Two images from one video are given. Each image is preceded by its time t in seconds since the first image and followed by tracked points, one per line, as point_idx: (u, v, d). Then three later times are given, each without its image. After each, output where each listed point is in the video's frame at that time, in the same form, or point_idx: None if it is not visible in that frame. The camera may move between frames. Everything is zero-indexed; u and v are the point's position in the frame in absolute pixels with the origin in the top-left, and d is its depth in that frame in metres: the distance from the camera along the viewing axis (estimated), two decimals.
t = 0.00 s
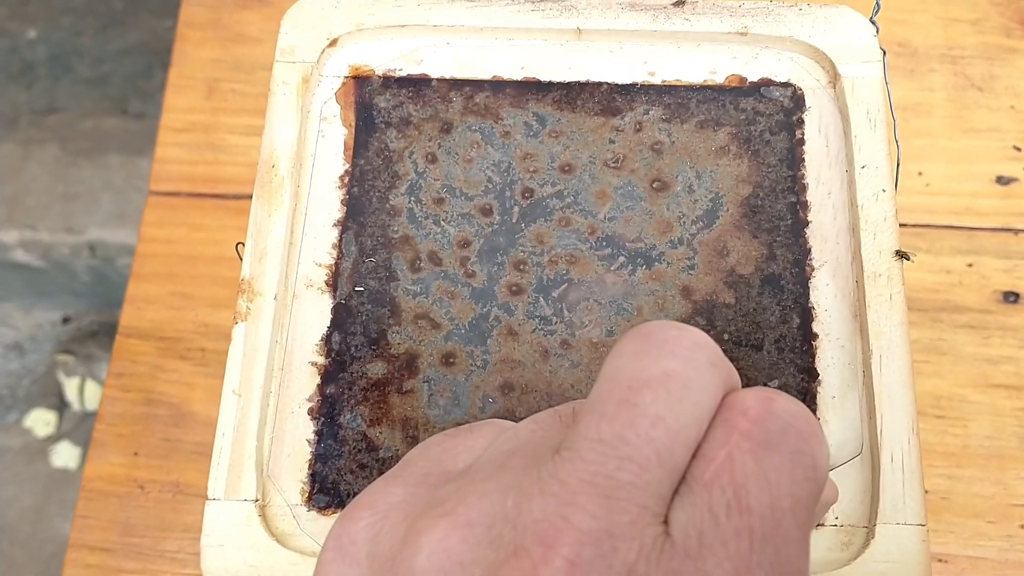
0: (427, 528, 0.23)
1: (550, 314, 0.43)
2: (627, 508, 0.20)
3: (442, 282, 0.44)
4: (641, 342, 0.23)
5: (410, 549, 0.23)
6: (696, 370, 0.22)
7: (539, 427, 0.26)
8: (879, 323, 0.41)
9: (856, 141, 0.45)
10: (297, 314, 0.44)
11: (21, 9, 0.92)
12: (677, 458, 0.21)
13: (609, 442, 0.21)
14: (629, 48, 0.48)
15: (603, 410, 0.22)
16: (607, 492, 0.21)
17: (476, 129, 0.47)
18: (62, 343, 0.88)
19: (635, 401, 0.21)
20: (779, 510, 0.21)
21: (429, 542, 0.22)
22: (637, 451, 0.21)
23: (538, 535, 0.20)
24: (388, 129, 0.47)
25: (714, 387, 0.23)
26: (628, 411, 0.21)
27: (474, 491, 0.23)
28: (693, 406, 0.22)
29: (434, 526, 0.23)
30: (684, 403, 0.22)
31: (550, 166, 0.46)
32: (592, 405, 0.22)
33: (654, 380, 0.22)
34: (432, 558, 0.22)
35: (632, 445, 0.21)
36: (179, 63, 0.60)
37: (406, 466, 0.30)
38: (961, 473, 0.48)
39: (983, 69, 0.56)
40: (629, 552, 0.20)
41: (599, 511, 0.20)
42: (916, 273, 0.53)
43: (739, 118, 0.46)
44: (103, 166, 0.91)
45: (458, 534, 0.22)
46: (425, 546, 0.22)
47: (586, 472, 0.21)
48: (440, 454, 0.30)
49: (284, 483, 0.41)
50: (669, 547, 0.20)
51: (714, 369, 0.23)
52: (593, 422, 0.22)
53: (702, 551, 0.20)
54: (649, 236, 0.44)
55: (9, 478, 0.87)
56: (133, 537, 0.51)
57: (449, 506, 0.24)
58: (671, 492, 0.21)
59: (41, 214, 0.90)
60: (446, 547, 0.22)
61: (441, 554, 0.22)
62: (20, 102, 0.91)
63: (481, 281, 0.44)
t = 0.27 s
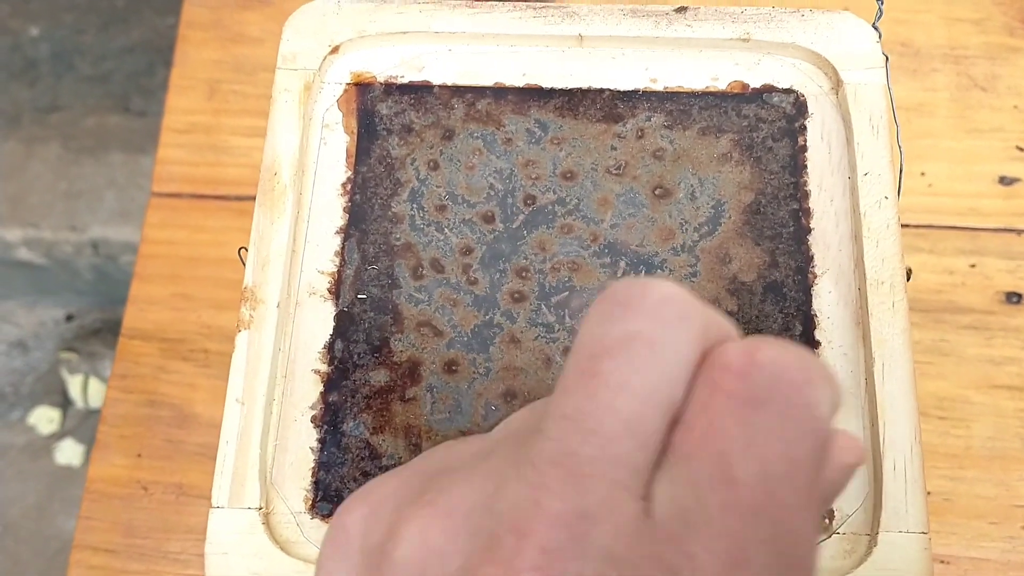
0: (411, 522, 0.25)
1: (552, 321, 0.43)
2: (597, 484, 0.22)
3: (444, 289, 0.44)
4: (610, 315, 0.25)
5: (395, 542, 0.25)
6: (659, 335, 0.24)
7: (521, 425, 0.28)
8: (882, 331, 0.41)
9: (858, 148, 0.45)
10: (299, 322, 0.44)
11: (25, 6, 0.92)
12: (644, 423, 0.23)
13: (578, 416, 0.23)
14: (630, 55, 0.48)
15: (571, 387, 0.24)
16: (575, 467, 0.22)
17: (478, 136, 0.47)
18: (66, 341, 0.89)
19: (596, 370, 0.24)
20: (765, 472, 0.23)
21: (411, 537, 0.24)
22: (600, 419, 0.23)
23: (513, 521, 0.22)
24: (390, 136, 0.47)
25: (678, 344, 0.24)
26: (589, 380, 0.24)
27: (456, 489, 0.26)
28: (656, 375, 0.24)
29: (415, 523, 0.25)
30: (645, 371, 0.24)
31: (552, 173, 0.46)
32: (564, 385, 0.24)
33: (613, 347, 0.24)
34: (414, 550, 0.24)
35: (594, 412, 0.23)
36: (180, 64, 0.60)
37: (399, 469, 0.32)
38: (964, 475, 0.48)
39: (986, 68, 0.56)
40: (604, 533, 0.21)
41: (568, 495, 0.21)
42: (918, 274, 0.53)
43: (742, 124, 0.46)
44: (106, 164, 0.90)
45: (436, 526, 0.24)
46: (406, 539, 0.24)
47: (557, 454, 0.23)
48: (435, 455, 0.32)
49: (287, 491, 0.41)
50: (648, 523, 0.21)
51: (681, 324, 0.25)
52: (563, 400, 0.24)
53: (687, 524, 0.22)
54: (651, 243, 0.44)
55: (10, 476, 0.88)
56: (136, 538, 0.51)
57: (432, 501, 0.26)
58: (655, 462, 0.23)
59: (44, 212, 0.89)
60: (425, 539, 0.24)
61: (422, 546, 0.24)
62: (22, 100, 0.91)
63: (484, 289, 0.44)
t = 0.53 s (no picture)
0: (350, 509, 0.23)
1: (560, 315, 0.42)
2: (549, 474, 0.21)
3: (450, 282, 0.43)
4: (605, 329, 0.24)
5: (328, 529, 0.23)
6: (645, 351, 0.24)
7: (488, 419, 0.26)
8: (895, 326, 0.41)
9: (870, 141, 0.44)
10: (304, 314, 0.43)
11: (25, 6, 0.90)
12: (614, 429, 0.22)
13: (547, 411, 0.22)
14: (640, 47, 0.47)
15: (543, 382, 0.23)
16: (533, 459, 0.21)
17: (485, 128, 0.46)
18: (64, 342, 0.88)
19: (573, 374, 0.23)
20: (736, 483, 0.21)
21: (347, 523, 0.23)
22: (568, 419, 0.22)
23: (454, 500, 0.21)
24: (396, 128, 0.46)
25: (668, 368, 0.24)
26: (565, 382, 0.23)
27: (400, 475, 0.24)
28: (631, 381, 0.23)
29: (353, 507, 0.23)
30: (627, 378, 0.23)
31: (560, 166, 0.45)
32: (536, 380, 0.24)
33: (598, 357, 0.23)
34: (350, 539, 0.22)
35: (566, 410, 0.22)
36: (183, 61, 0.59)
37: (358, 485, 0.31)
38: (970, 477, 0.47)
39: (992, 68, 0.56)
40: (549, 515, 0.20)
41: (517, 475, 0.21)
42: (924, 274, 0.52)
43: (752, 117, 0.45)
44: (105, 165, 0.90)
45: (376, 514, 0.23)
46: (340, 526, 0.23)
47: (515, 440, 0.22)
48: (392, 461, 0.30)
49: (292, 486, 0.40)
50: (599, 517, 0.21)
51: (669, 352, 0.24)
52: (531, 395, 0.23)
53: (640, 514, 0.21)
54: (660, 236, 0.44)
55: (10, 477, 0.87)
56: (136, 537, 0.50)
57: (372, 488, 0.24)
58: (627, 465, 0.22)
59: (44, 213, 0.89)
60: (367, 525, 0.22)
61: (359, 532, 0.22)
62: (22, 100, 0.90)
63: (491, 282, 0.43)
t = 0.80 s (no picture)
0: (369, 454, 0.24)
1: (563, 312, 0.43)
2: (576, 408, 0.22)
3: (455, 280, 0.44)
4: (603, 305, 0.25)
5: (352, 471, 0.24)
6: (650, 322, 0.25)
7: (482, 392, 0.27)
8: (894, 324, 0.41)
9: (870, 142, 0.45)
10: (310, 311, 0.43)
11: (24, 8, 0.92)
12: (628, 382, 0.23)
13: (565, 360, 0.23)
14: (642, 48, 0.48)
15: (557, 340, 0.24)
16: (559, 394, 0.22)
17: (490, 129, 0.46)
18: (60, 344, 0.88)
19: (586, 334, 0.24)
20: (752, 441, 0.22)
21: (368, 464, 0.24)
22: (587, 365, 0.23)
23: (484, 425, 0.22)
24: (402, 127, 0.47)
25: (671, 344, 0.25)
26: (580, 338, 0.24)
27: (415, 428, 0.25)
28: (643, 346, 0.24)
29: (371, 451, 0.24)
30: (637, 340, 0.24)
31: (563, 165, 0.46)
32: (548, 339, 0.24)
33: (608, 321, 0.24)
34: (374, 476, 0.23)
35: (585, 360, 0.23)
36: (185, 63, 0.60)
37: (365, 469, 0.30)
38: (967, 477, 0.48)
39: (989, 73, 0.56)
40: (579, 441, 0.21)
41: (547, 404, 0.22)
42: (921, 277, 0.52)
43: (754, 118, 0.46)
44: (103, 166, 0.90)
45: (399, 455, 0.23)
46: (363, 468, 0.23)
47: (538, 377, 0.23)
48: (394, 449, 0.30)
49: (298, 480, 0.41)
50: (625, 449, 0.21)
51: (670, 329, 0.25)
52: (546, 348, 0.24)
53: (665, 451, 0.21)
54: (662, 235, 0.44)
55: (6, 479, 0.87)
56: (137, 536, 0.50)
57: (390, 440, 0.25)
58: (640, 422, 0.23)
59: (42, 214, 0.90)
60: (389, 465, 0.23)
61: (383, 468, 0.23)
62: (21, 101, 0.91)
63: (495, 280, 0.44)
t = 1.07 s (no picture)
0: (465, 461, 0.23)
1: (564, 310, 0.43)
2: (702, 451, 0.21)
3: (456, 279, 0.44)
4: (710, 320, 0.24)
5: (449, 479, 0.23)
6: (764, 345, 0.23)
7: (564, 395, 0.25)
8: (893, 321, 0.41)
9: (869, 141, 0.45)
10: (312, 309, 0.44)
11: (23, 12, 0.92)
12: (750, 418, 0.22)
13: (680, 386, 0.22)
14: (642, 49, 0.48)
15: (670, 361, 0.22)
16: (683, 432, 0.21)
17: (491, 128, 0.47)
18: (60, 347, 0.88)
19: (706, 360, 0.22)
20: (896, 479, 0.21)
21: (466, 475, 0.22)
22: (707, 398, 0.21)
23: (600, 459, 0.21)
24: (403, 127, 0.47)
25: (787, 371, 0.23)
26: (701, 365, 0.22)
27: (510, 435, 0.23)
28: (765, 375, 0.23)
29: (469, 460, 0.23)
30: (761, 369, 0.23)
31: (564, 164, 0.46)
32: (659, 359, 0.23)
33: (727, 345, 0.23)
34: (473, 490, 0.21)
35: (704, 390, 0.22)
36: (187, 66, 0.60)
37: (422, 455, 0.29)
38: (968, 481, 0.48)
39: (989, 77, 0.56)
40: (709, 497, 0.20)
41: (670, 445, 0.20)
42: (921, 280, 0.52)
43: (753, 117, 0.46)
44: (104, 170, 0.90)
45: (502, 470, 0.22)
46: (462, 477, 0.22)
47: (656, 411, 0.21)
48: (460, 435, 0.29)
49: (300, 477, 0.41)
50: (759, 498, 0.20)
51: (783, 353, 0.24)
52: (661, 372, 0.22)
53: (803, 504, 0.20)
54: (663, 234, 0.44)
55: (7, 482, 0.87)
56: (139, 539, 0.50)
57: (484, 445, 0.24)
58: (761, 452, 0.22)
59: (42, 217, 0.89)
60: (490, 479, 0.22)
61: (485, 482, 0.22)
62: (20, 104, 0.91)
63: (496, 278, 0.44)
